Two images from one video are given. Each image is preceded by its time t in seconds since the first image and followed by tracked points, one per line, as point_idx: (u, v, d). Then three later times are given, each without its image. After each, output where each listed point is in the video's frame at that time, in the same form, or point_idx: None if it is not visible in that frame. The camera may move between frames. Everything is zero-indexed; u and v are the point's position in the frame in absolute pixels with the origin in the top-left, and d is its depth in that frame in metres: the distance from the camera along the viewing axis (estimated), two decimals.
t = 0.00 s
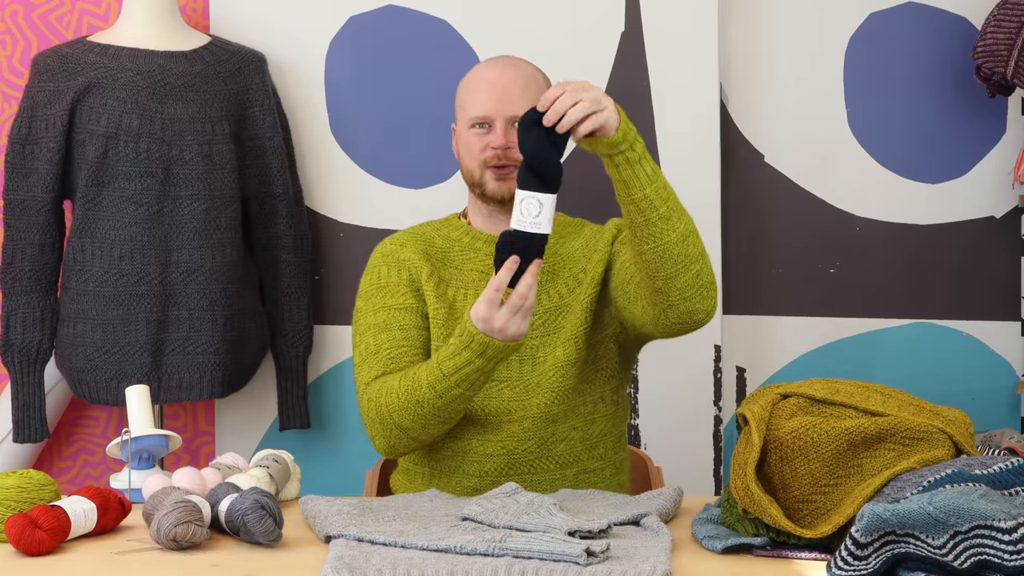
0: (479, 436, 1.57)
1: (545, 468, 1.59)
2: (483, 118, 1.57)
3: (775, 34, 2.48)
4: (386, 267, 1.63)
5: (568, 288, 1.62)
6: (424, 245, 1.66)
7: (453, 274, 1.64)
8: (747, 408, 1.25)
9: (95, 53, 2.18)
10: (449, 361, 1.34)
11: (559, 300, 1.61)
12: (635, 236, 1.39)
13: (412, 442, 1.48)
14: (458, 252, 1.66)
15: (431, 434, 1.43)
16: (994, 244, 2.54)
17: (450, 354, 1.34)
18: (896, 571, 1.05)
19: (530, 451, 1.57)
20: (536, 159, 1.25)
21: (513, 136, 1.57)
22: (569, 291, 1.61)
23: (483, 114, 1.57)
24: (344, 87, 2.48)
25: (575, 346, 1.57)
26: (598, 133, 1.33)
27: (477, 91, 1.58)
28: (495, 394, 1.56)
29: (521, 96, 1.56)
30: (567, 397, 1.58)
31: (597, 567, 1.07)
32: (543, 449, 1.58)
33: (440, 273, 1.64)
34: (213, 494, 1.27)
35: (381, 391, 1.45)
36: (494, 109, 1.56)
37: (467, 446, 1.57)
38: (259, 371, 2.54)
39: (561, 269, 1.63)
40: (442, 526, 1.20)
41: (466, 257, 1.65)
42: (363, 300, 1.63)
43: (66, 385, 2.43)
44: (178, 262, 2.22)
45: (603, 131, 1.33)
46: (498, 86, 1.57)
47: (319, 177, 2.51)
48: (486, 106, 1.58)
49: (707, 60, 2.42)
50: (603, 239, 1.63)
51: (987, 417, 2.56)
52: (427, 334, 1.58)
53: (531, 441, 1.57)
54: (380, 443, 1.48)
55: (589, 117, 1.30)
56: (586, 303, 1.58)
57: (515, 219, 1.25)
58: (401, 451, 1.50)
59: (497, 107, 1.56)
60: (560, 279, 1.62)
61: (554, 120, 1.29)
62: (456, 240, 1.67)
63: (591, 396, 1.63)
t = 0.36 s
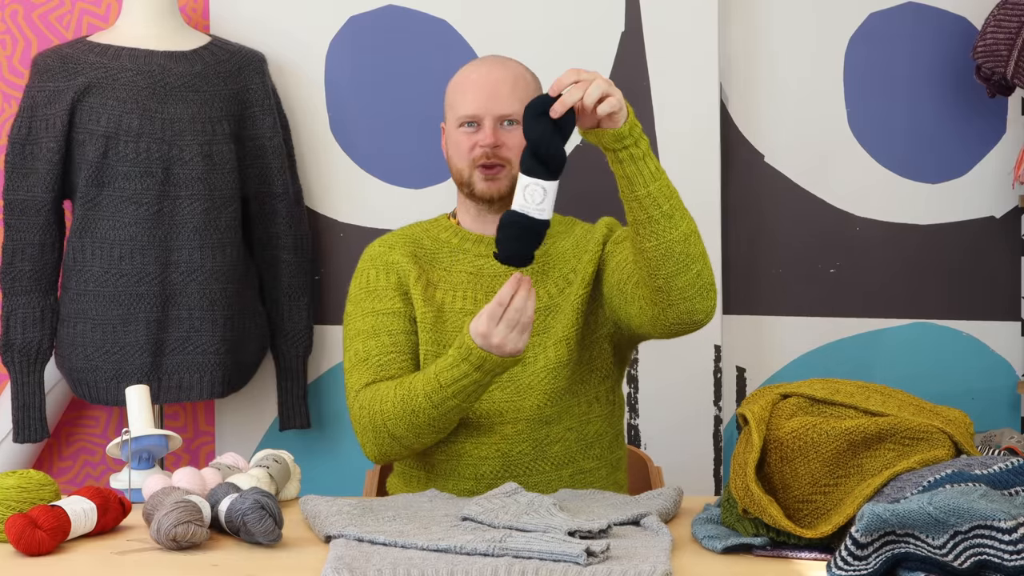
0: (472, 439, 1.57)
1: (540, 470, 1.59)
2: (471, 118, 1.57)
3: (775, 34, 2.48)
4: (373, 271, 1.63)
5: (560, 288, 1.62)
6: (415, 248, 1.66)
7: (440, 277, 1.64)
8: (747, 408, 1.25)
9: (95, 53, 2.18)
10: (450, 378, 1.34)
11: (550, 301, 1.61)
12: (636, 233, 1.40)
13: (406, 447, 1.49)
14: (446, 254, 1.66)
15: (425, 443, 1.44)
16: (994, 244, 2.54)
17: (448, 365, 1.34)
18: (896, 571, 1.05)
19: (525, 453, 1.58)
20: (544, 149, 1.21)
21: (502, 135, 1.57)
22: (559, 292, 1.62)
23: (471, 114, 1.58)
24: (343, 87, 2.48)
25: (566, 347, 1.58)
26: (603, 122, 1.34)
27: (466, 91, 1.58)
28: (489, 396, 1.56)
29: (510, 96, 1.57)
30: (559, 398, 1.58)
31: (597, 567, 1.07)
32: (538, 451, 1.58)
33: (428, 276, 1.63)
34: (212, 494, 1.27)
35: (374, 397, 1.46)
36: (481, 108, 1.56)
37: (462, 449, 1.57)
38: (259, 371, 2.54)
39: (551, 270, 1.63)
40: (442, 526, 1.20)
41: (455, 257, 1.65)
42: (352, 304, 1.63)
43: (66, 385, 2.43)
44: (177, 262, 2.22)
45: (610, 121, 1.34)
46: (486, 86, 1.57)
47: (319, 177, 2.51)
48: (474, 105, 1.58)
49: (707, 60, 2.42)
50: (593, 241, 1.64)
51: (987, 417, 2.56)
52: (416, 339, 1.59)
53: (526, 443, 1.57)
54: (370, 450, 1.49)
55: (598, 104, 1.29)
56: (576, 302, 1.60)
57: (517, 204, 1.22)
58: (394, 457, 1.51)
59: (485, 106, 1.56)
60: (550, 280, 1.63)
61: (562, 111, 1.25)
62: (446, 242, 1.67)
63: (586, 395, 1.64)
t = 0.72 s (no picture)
0: (471, 440, 1.57)
1: (539, 470, 1.59)
2: (466, 117, 1.58)
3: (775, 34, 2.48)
4: (370, 270, 1.63)
5: (556, 287, 1.62)
6: (411, 250, 1.66)
7: (437, 277, 1.64)
8: (747, 408, 1.25)
9: (95, 53, 2.18)
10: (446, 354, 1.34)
11: (546, 301, 1.61)
12: (630, 234, 1.41)
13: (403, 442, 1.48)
14: (441, 254, 1.66)
15: (427, 430, 1.43)
16: (994, 244, 2.53)
17: (445, 344, 1.35)
18: (896, 571, 1.05)
19: (523, 454, 1.58)
20: (540, 149, 1.26)
21: (497, 135, 1.57)
22: (556, 291, 1.62)
23: (465, 113, 1.58)
24: (343, 86, 2.48)
25: (563, 347, 1.58)
26: (595, 121, 1.37)
27: (460, 91, 1.59)
28: (485, 395, 1.56)
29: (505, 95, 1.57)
30: (557, 399, 1.58)
31: (597, 567, 1.07)
32: (536, 451, 1.58)
33: (425, 277, 1.63)
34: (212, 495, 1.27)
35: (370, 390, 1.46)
36: (475, 108, 1.57)
37: (460, 450, 1.57)
38: (259, 371, 2.54)
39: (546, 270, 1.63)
40: (442, 526, 1.20)
41: (451, 258, 1.65)
42: (349, 305, 1.63)
43: (66, 385, 2.43)
44: (177, 262, 2.22)
45: (602, 119, 1.36)
46: (480, 86, 1.57)
47: (320, 177, 2.51)
48: (468, 105, 1.58)
49: (707, 60, 2.42)
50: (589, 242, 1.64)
51: (987, 417, 2.56)
52: (413, 336, 1.58)
53: (524, 443, 1.57)
54: (369, 446, 1.48)
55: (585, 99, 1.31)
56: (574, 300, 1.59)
57: (527, 206, 1.26)
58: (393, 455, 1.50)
59: (480, 106, 1.57)
60: (545, 280, 1.63)
61: (553, 111, 1.29)
62: (441, 242, 1.67)
63: (584, 394, 1.64)
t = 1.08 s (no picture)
0: (472, 441, 1.57)
1: (540, 471, 1.59)
2: (469, 116, 1.58)
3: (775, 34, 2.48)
4: (371, 271, 1.63)
5: (555, 288, 1.62)
6: (412, 251, 1.66)
7: (437, 278, 1.64)
8: (747, 408, 1.25)
9: (95, 53, 2.18)
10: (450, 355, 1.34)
11: (546, 301, 1.61)
12: (623, 240, 1.41)
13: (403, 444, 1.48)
14: (442, 254, 1.66)
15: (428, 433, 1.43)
16: (994, 244, 2.53)
17: (447, 347, 1.35)
18: (896, 571, 1.05)
19: (524, 454, 1.58)
20: (536, 153, 1.22)
21: (500, 134, 1.58)
22: (555, 292, 1.62)
23: (468, 112, 1.58)
24: (343, 86, 2.48)
25: (563, 348, 1.58)
26: (590, 127, 1.36)
27: (461, 90, 1.59)
28: (485, 397, 1.56)
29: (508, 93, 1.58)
30: (558, 399, 1.58)
31: (596, 567, 1.07)
32: (537, 452, 1.58)
33: (425, 278, 1.64)
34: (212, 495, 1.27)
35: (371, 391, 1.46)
36: (479, 106, 1.57)
37: (461, 451, 1.57)
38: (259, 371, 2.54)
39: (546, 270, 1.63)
40: (442, 526, 1.20)
41: (451, 258, 1.65)
42: (348, 307, 1.63)
43: (66, 385, 2.43)
44: (177, 262, 2.22)
45: (597, 126, 1.36)
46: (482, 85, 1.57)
47: (319, 176, 2.51)
48: (471, 104, 1.58)
49: (707, 59, 2.42)
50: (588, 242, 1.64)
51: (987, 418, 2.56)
52: (413, 338, 1.58)
53: (524, 444, 1.57)
54: (371, 447, 1.48)
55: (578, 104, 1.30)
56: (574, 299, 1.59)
57: (524, 211, 1.23)
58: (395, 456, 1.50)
59: (482, 105, 1.57)
60: (544, 281, 1.63)
61: (549, 117, 1.26)
62: (441, 242, 1.67)
63: (584, 394, 1.64)
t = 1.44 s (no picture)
0: (474, 440, 1.58)
1: (544, 468, 1.58)
2: (487, 119, 1.52)
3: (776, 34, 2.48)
4: (374, 270, 1.63)
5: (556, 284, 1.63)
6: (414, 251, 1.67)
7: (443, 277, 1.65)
8: (747, 408, 1.25)
9: (95, 53, 2.18)
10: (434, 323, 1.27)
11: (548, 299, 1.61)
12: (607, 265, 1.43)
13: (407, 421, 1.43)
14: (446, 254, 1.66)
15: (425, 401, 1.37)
16: (994, 244, 2.54)
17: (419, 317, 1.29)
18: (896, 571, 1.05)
19: (527, 452, 1.57)
20: (528, 191, 1.18)
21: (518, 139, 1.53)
22: (555, 288, 1.61)
23: (486, 115, 1.52)
24: (343, 86, 2.48)
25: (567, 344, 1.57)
26: (579, 159, 1.34)
27: (478, 91, 1.53)
28: (492, 395, 1.58)
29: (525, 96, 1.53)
30: (561, 396, 1.59)
31: (597, 567, 1.07)
32: (539, 449, 1.58)
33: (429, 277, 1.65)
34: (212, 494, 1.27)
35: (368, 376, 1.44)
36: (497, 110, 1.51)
37: (464, 449, 1.58)
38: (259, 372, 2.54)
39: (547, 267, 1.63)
40: (442, 526, 1.20)
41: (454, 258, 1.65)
42: (353, 305, 1.61)
43: (66, 385, 2.43)
44: (178, 262, 2.22)
45: (586, 158, 1.33)
46: (499, 87, 1.52)
47: (319, 176, 2.51)
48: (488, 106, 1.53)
49: (707, 59, 2.42)
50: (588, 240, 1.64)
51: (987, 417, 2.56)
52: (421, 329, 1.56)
53: (527, 442, 1.57)
54: (381, 433, 1.45)
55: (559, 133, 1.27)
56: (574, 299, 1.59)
57: (514, 249, 1.15)
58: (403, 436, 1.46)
59: (501, 108, 1.51)
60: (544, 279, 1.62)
61: (540, 154, 1.23)
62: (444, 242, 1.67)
63: (586, 391, 1.64)
